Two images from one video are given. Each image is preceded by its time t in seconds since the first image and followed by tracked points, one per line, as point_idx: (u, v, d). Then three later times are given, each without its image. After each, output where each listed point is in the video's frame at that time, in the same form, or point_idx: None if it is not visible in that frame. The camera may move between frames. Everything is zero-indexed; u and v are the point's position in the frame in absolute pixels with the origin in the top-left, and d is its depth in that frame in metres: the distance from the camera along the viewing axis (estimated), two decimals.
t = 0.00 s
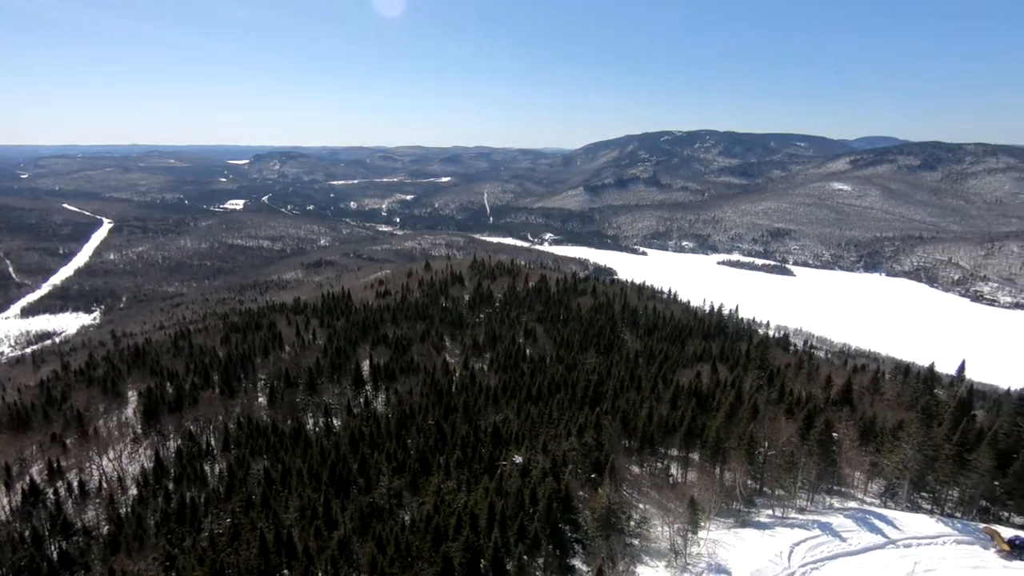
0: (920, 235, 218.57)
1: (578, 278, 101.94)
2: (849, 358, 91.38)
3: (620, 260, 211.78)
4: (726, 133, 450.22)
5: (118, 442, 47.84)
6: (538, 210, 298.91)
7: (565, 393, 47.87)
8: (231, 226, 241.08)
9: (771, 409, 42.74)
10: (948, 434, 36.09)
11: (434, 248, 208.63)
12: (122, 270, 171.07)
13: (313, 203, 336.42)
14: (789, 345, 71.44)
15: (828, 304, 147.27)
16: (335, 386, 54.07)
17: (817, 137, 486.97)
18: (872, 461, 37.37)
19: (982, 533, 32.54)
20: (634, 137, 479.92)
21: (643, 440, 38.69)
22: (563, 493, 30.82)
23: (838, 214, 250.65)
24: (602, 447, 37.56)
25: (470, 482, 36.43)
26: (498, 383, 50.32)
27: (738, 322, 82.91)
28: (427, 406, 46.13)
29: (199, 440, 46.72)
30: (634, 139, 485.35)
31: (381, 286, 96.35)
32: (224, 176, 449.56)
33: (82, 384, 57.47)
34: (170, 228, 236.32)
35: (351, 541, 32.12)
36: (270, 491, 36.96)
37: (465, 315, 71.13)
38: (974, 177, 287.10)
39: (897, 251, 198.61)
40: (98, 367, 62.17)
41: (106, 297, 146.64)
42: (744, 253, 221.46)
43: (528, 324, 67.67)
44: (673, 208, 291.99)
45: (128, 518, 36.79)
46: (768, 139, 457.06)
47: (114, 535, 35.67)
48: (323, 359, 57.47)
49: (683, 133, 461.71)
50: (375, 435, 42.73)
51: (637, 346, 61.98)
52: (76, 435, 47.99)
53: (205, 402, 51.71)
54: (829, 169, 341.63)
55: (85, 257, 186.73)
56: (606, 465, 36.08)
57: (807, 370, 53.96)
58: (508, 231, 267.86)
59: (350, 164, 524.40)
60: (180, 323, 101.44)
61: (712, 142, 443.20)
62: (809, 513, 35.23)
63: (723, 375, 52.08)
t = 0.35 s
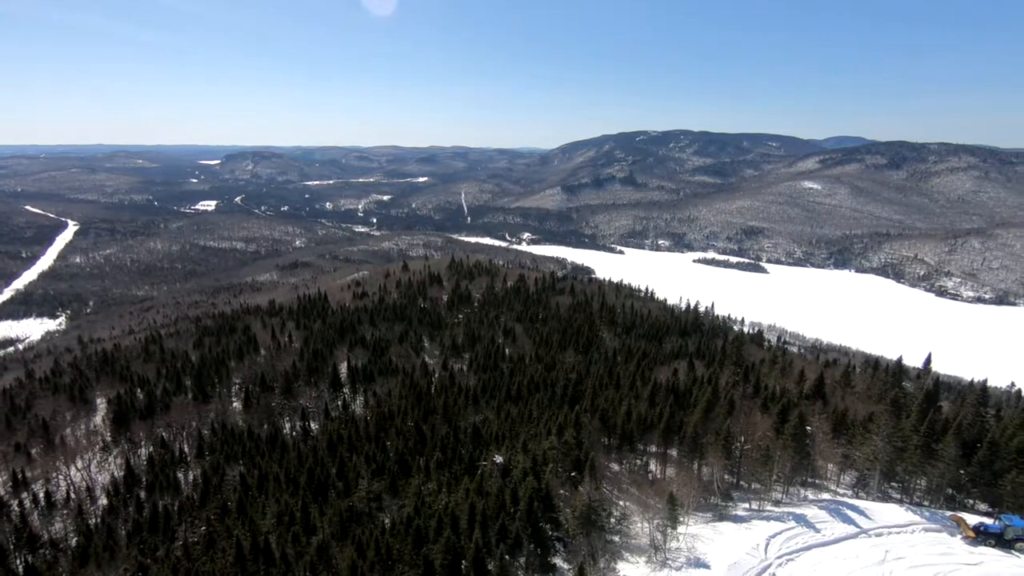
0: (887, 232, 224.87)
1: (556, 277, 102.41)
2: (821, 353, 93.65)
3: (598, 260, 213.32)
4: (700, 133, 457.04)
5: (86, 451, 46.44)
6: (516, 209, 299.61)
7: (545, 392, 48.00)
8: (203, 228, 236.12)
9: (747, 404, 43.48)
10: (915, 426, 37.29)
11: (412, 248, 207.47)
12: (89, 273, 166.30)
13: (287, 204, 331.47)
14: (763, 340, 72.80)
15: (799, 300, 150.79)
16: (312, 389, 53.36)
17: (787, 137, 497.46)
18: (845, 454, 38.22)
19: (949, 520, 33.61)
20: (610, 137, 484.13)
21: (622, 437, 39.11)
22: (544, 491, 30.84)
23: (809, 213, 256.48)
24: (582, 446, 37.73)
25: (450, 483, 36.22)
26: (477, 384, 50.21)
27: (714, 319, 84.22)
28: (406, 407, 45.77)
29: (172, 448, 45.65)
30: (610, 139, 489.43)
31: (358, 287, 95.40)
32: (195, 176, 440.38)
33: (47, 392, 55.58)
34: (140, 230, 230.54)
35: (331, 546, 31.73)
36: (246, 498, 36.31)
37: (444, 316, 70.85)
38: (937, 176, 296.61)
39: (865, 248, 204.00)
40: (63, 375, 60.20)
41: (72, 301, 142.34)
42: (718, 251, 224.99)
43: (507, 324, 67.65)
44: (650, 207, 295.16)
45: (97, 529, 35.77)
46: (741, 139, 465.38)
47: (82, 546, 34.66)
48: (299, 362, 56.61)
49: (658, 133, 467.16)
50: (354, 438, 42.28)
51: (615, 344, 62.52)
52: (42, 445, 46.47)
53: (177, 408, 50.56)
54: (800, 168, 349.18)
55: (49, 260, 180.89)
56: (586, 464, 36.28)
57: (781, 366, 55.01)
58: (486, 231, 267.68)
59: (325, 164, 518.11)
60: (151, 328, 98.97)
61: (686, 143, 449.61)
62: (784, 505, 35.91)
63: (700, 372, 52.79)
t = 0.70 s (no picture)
0: (855, 230, 230.67)
1: (534, 276, 102.61)
2: (794, 348, 95.69)
3: (575, 258, 214.45)
4: (675, 133, 462.94)
5: (51, 462, 44.95)
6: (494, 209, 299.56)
7: (524, 391, 48.04)
8: (173, 229, 230.68)
9: (723, 400, 44.14)
10: (885, 419, 38.28)
11: (389, 248, 205.89)
12: (54, 277, 161.26)
13: (261, 205, 325.84)
14: (738, 337, 74.01)
15: (773, 297, 153.77)
16: (288, 393, 52.48)
17: (759, 137, 506.93)
18: (818, 446, 39.00)
19: (917, 509, 34.54)
20: (586, 137, 487.38)
21: (601, 435, 39.39)
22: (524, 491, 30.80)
23: (781, 211, 261.81)
24: (562, 444, 37.83)
25: (430, 485, 35.95)
26: (456, 385, 49.97)
27: (690, 316, 85.33)
28: (385, 409, 45.38)
29: (143, 455, 44.48)
30: (586, 139, 492.61)
31: (334, 289, 94.29)
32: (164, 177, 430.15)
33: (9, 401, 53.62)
34: (107, 232, 224.20)
35: (309, 551, 31.25)
36: (221, 505, 35.57)
37: (422, 317, 70.42)
38: (903, 174, 305.26)
39: (835, 245, 208.95)
40: (26, 382, 58.12)
41: (36, 306, 137.83)
42: (694, 249, 228.15)
43: (486, 324, 67.53)
44: (626, 206, 297.84)
45: (64, 541, 34.68)
46: (714, 139, 472.87)
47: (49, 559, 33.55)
48: (274, 365, 55.67)
49: (633, 133, 471.74)
50: (331, 441, 41.73)
51: (593, 343, 62.93)
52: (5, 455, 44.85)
53: (148, 415, 49.26)
54: (772, 167, 356.16)
55: (11, 264, 174.89)
56: (566, 462, 36.37)
57: (756, 362, 55.99)
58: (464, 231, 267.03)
59: (299, 164, 510.80)
60: (119, 332, 96.38)
61: (661, 142, 454.98)
62: (760, 499, 36.51)
63: (677, 369, 53.45)
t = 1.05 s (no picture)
0: (826, 227, 236.00)
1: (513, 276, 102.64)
2: (769, 344, 97.48)
3: (554, 257, 215.26)
4: (651, 133, 467.88)
5: (17, 473, 43.48)
6: (473, 209, 299.07)
7: (504, 391, 48.03)
8: (143, 231, 225.16)
9: (701, 396, 44.72)
10: (857, 412, 39.25)
11: (367, 249, 204.07)
12: (18, 282, 156.13)
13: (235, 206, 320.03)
14: (715, 333, 75.02)
15: (747, 293, 156.52)
16: (264, 397, 51.64)
17: (733, 137, 515.56)
18: (793, 440, 39.84)
19: (888, 499, 35.46)
20: (564, 137, 489.62)
21: (582, 433, 39.69)
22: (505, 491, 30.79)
23: (755, 209, 266.58)
24: (542, 443, 37.91)
25: (410, 486, 35.70)
26: (437, 385, 49.78)
27: (668, 314, 86.21)
28: (365, 411, 44.98)
29: (114, 463, 43.33)
30: (564, 138, 494.86)
31: (311, 290, 93.09)
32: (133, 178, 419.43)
33: None
34: (73, 235, 217.80)
35: (287, 558, 30.80)
36: (196, 512, 34.87)
37: (401, 318, 69.87)
38: (872, 173, 313.18)
39: (807, 243, 213.46)
40: None
41: None
42: (671, 248, 230.93)
43: (465, 324, 67.29)
44: (604, 205, 299.95)
45: (31, 553, 33.63)
46: (690, 138, 479.22)
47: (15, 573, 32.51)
48: (250, 368, 54.68)
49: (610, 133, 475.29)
50: (310, 444, 41.18)
51: (573, 341, 63.23)
52: None
53: (119, 421, 47.98)
54: (746, 167, 362.31)
55: None
56: (547, 461, 36.47)
57: (733, 358, 56.85)
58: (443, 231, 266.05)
59: (274, 164, 502.96)
60: (88, 338, 93.79)
61: (637, 142, 459.21)
62: (738, 492, 37.10)
63: (655, 366, 54.07)
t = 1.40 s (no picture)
0: (799, 225, 240.82)
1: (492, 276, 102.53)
2: (744, 340, 98.90)
3: (533, 257, 215.80)
4: (628, 133, 472.11)
5: None
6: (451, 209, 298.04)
7: (485, 391, 47.90)
8: (112, 233, 219.36)
9: (679, 392, 45.24)
10: (830, 405, 40.15)
11: (344, 250, 202.03)
12: None
13: (207, 207, 313.66)
14: (692, 330, 75.89)
15: (722, 291, 158.98)
16: (240, 401, 50.72)
17: (708, 137, 523.24)
18: (769, 434, 40.59)
19: (861, 490, 36.31)
20: (541, 137, 491.14)
21: (562, 432, 39.87)
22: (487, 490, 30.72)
23: (730, 208, 270.87)
24: (523, 442, 37.95)
25: (391, 488, 35.38)
26: (416, 387, 49.47)
27: (646, 312, 86.92)
28: (343, 414, 44.47)
29: (83, 472, 42.07)
30: (541, 138, 496.27)
31: (287, 292, 91.70)
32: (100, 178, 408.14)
33: None
34: (38, 238, 211.10)
35: (265, 564, 30.36)
36: (170, 520, 34.09)
37: (379, 319, 69.24)
38: (842, 172, 320.63)
39: (781, 240, 217.55)
40: None
41: None
42: (648, 247, 233.33)
43: (444, 324, 66.95)
44: (582, 205, 301.68)
45: None
46: (665, 138, 484.86)
47: None
48: (225, 371, 53.62)
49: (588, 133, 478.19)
50: (288, 449, 40.56)
51: (553, 340, 63.38)
52: None
53: (89, 429, 46.62)
54: (720, 166, 367.78)
55: None
56: (527, 459, 36.52)
57: (710, 356, 57.62)
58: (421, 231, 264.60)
59: (247, 164, 494.23)
60: (53, 344, 91.04)
61: (614, 142, 462.87)
62: (716, 487, 37.62)
63: (634, 364, 54.49)
